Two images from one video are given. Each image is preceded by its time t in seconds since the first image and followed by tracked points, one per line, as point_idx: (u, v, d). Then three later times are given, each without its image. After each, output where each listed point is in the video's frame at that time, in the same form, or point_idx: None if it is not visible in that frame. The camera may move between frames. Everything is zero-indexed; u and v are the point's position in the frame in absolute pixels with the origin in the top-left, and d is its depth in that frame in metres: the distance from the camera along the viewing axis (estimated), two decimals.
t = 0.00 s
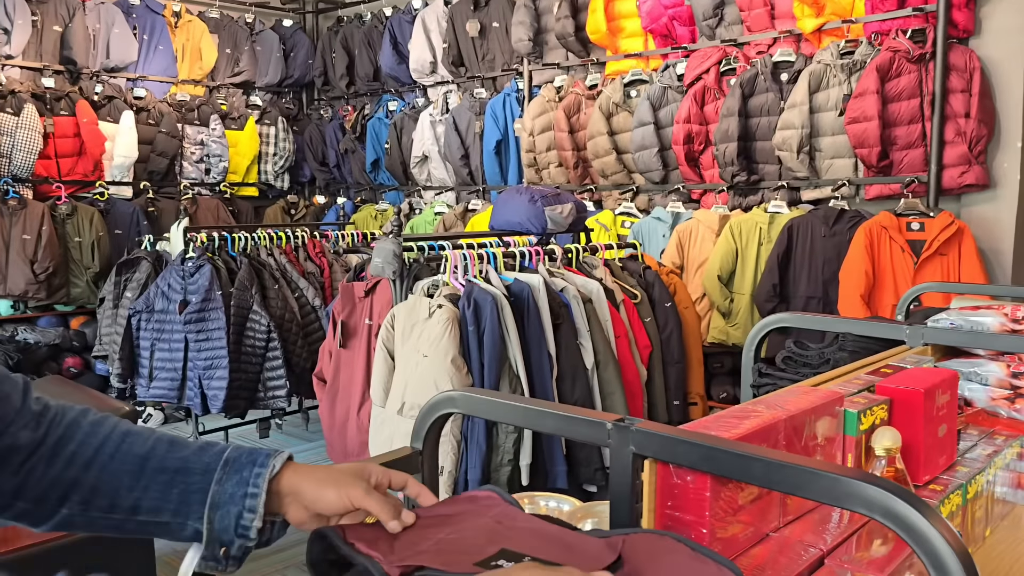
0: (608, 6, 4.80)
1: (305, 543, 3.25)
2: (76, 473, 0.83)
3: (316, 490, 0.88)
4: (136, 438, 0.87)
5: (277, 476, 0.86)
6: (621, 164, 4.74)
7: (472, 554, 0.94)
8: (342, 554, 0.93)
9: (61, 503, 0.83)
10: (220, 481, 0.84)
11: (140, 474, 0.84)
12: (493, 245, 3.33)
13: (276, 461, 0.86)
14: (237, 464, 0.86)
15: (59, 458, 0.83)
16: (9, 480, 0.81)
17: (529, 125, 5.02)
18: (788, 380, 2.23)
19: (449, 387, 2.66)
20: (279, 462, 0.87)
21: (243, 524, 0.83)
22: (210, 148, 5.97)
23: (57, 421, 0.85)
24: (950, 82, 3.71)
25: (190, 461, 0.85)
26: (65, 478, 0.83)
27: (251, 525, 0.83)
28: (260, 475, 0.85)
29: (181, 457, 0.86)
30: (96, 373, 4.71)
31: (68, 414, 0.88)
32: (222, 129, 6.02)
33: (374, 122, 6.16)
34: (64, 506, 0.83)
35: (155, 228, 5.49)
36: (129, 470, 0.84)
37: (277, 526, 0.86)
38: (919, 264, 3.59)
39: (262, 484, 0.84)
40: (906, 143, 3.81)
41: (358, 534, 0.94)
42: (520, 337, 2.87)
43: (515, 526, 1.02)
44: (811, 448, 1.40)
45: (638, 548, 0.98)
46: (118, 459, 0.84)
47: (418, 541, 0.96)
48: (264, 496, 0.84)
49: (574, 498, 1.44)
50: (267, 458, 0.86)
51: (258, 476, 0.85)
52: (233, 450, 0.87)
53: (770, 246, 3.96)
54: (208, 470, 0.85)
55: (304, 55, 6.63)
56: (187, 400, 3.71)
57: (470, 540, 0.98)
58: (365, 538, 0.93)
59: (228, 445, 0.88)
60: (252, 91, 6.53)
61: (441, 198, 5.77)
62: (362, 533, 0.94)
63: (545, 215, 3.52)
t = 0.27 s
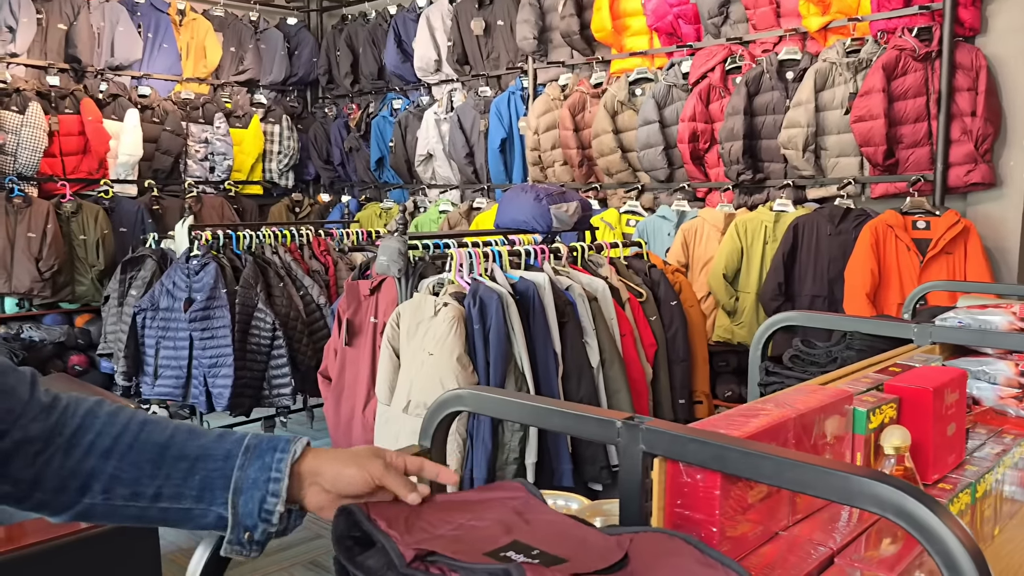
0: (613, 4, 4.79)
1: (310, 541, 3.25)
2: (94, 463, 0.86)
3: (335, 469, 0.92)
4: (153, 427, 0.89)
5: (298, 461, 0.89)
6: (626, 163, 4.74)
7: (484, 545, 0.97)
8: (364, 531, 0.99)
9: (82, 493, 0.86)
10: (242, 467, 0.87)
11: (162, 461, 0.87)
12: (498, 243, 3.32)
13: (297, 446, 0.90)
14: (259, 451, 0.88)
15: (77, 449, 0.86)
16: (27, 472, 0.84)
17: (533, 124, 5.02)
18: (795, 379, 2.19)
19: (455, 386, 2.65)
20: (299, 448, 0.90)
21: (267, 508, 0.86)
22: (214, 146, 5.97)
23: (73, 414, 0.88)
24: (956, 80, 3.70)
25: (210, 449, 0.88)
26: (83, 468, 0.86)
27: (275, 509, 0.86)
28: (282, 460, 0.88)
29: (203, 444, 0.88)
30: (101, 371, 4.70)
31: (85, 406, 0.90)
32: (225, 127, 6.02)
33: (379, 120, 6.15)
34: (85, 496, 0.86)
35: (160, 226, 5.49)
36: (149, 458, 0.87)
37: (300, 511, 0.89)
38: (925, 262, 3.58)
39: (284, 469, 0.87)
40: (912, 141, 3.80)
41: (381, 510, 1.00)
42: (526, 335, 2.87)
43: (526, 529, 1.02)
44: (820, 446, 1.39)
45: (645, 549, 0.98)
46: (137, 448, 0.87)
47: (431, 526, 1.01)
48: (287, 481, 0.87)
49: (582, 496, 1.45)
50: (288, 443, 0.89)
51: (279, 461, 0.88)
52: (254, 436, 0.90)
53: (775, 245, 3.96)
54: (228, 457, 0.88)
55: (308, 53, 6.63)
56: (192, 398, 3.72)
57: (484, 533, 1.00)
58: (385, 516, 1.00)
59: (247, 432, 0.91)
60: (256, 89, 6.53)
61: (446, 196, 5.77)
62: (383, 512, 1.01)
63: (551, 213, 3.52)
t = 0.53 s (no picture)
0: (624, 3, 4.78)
1: (321, 539, 3.25)
2: (66, 467, 0.83)
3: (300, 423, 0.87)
4: (112, 418, 0.87)
5: (259, 415, 0.86)
6: (637, 162, 4.73)
7: (504, 541, 0.97)
8: (385, 528, 1.01)
9: (62, 498, 0.83)
10: (208, 435, 0.85)
11: (130, 453, 0.85)
12: (510, 242, 3.32)
13: (256, 400, 0.87)
14: (218, 415, 0.86)
15: (46, 457, 0.83)
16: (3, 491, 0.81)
17: (545, 123, 5.02)
18: (809, 379, 2.17)
19: (467, 384, 2.65)
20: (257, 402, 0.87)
21: (245, 466, 0.85)
22: (226, 145, 5.99)
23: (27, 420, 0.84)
24: (969, 79, 3.68)
25: (173, 428, 0.86)
26: (57, 474, 0.83)
27: (252, 464, 0.85)
28: (245, 417, 0.86)
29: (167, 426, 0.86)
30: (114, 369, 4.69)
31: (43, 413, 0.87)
32: (237, 125, 6.03)
33: (390, 119, 6.16)
34: (67, 500, 0.83)
35: (171, 224, 5.52)
36: (117, 452, 0.85)
37: (277, 466, 0.88)
38: (937, 262, 3.57)
39: (249, 425, 0.85)
40: (924, 140, 3.78)
41: (401, 509, 1.02)
42: (538, 334, 2.87)
43: (545, 527, 1.02)
44: (838, 445, 1.39)
45: (664, 547, 0.97)
46: (103, 442, 0.85)
47: (449, 523, 1.02)
48: (256, 436, 0.85)
49: (598, 494, 1.46)
50: (246, 399, 0.87)
51: (242, 419, 0.85)
52: (213, 401, 0.88)
53: (787, 244, 3.94)
54: (193, 428, 0.86)
55: (319, 52, 6.64)
56: (204, 396, 3.72)
57: (503, 530, 1.00)
58: (405, 512, 1.02)
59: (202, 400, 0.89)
60: (268, 87, 6.54)
61: (457, 194, 5.77)
62: (404, 507, 1.03)
63: (562, 212, 3.52)
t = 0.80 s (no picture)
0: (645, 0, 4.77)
1: (342, 534, 3.28)
2: (42, 488, 0.80)
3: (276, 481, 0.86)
4: (94, 440, 0.84)
5: (241, 460, 0.85)
6: (657, 160, 4.72)
7: (533, 536, 0.98)
8: (413, 523, 1.01)
9: (36, 519, 0.81)
10: (189, 471, 0.82)
11: (108, 478, 0.82)
12: (530, 240, 3.33)
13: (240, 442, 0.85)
14: (203, 451, 0.84)
15: (21, 475, 0.80)
16: None
17: (565, 121, 5.02)
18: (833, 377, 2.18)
19: (489, 382, 2.66)
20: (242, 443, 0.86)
21: (221, 503, 0.82)
22: (247, 143, 6.03)
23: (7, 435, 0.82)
24: (994, 76, 3.65)
25: (156, 455, 0.83)
26: (31, 494, 0.80)
27: (230, 506, 0.83)
28: (227, 459, 0.83)
29: (148, 453, 0.83)
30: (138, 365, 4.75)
31: (22, 426, 0.84)
32: (259, 125, 6.08)
33: (410, 117, 6.18)
34: (40, 522, 0.81)
35: (194, 221, 5.57)
36: (94, 477, 0.82)
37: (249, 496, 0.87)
38: (961, 260, 3.53)
39: (231, 467, 0.83)
40: (948, 138, 3.74)
41: (429, 503, 1.03)
42: (559, 332, 2.87)
43: (574, 522, 1.02)
44: (865, 444, 1.38)
45: (692, 542, 0.97)
46: (81, 466, 0.82)
47: (478, 518, 1.02)
48: (235, 480, 0.83)
49: (623, 492, 1.45)
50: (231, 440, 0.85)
51: (225, 461, 0.83)
52: (196, 435, 0.86)
53: (809, 242, 3.92)
54: (174, 460, 0.83)
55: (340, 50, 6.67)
56: (227, 392, 3.76)
57: (531, 525, 1.01)
58: (433, 507, 1.03)
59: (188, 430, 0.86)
60: (289, 87, 6.58)
61: (477, 193, 5.78)
62: (433, 500, 1.05)
63: (583, 210, 3.52)
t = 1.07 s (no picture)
0: None
1: (371, 529, 3.30)
2: (66, 498, 0.80)
3: (308, 519, 0.89)
4: (128, 463, 0.82)
5: (271, 506, 0.86)
6: (687, 156, 4.69)
7: (566, 528, 0.98)
8: (447, 513, 1.03)
9: (53, 526, 0.80)
10: (217, 511, 0.82)
11: (132, 499, 0.81)
12: (558, 237, 3.33)
13: (271, 490, 0.86)
14: (233, 492, 0.84)
15: (47, 482, 0.79)
16: None
17: (593, 118, 5.01)
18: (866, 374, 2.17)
19: (517, 378, 2.66)
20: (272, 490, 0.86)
21: (240, 550, 0.83)
22: (278, 142, 6.09)
23: (43, 439, 0.81)
24: None
25: (183, 487, 0.83)
26: (53, 502, 0.79)
27: (245, 553, 0.83)
28: (257, 507, 0.84)
29: (180, 480, 0.83)
30: (171, 360, 4.83)
31: (57, 430, 0.83)
32: (290, 124, 6.14)
33: (438, 116, 6.20)
34: (56, 530, 0.80)
35: (226, 220, 5.65)
36: (120, 496, 0.81)
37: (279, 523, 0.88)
38: (998, 257, 3.47)
39: (260, 514, 0.84)
40: (985, 132, 3.68)
41: (463, 493, 1.04)
42: (588, 329, 2.87)
43: (607, 515, 1.02)
44: (900, 439, 1.37)
45: (726, 534, 0.97)
46: (111, 485, 0.81)
47: (511, 509, 1.03)
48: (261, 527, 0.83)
49: (654, 485, 1.45)
50: (264, 487, 0.85)
51: (254, 507, 0.84)
52: (231, 472, 0.85)
53: (841, 239, 3.88)
54: (204, 496, 0.83)
55: (369, 50, 6.71)
56: (259, 387, 3.81)
57: (564, 516, 1.01)
58: (464, 497, 1.03)
59: (222, 465, 0.86)
60: (319, 86, 6.63)
61: (505, 190, 5.79)
62: (466, 491, 1.05)
63: (612, 207, 3.51)
